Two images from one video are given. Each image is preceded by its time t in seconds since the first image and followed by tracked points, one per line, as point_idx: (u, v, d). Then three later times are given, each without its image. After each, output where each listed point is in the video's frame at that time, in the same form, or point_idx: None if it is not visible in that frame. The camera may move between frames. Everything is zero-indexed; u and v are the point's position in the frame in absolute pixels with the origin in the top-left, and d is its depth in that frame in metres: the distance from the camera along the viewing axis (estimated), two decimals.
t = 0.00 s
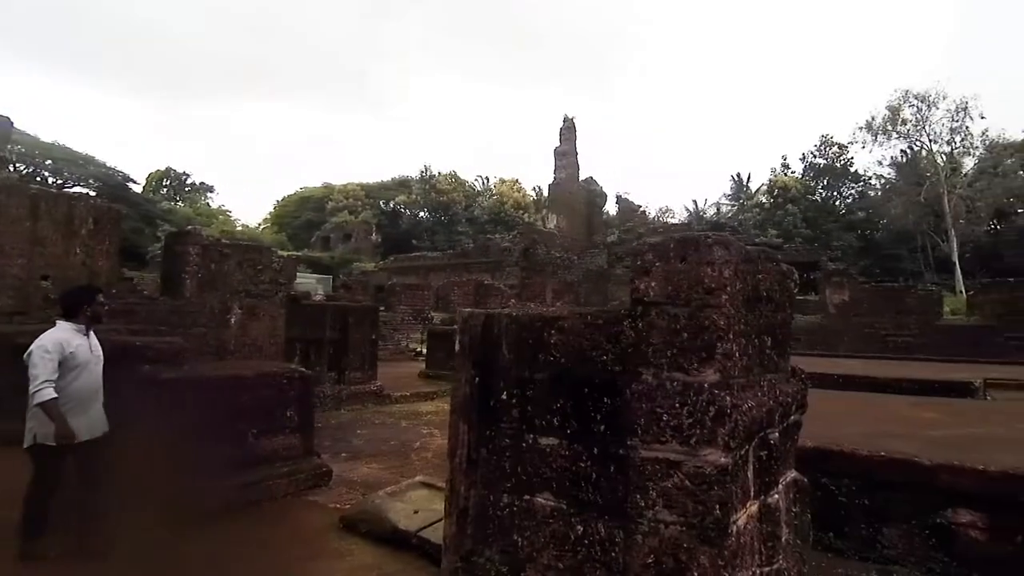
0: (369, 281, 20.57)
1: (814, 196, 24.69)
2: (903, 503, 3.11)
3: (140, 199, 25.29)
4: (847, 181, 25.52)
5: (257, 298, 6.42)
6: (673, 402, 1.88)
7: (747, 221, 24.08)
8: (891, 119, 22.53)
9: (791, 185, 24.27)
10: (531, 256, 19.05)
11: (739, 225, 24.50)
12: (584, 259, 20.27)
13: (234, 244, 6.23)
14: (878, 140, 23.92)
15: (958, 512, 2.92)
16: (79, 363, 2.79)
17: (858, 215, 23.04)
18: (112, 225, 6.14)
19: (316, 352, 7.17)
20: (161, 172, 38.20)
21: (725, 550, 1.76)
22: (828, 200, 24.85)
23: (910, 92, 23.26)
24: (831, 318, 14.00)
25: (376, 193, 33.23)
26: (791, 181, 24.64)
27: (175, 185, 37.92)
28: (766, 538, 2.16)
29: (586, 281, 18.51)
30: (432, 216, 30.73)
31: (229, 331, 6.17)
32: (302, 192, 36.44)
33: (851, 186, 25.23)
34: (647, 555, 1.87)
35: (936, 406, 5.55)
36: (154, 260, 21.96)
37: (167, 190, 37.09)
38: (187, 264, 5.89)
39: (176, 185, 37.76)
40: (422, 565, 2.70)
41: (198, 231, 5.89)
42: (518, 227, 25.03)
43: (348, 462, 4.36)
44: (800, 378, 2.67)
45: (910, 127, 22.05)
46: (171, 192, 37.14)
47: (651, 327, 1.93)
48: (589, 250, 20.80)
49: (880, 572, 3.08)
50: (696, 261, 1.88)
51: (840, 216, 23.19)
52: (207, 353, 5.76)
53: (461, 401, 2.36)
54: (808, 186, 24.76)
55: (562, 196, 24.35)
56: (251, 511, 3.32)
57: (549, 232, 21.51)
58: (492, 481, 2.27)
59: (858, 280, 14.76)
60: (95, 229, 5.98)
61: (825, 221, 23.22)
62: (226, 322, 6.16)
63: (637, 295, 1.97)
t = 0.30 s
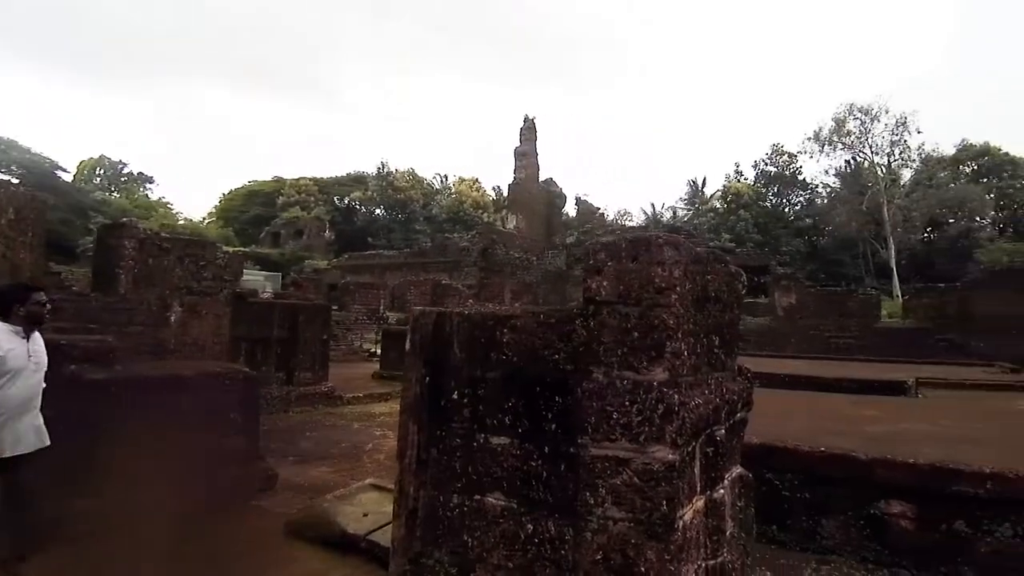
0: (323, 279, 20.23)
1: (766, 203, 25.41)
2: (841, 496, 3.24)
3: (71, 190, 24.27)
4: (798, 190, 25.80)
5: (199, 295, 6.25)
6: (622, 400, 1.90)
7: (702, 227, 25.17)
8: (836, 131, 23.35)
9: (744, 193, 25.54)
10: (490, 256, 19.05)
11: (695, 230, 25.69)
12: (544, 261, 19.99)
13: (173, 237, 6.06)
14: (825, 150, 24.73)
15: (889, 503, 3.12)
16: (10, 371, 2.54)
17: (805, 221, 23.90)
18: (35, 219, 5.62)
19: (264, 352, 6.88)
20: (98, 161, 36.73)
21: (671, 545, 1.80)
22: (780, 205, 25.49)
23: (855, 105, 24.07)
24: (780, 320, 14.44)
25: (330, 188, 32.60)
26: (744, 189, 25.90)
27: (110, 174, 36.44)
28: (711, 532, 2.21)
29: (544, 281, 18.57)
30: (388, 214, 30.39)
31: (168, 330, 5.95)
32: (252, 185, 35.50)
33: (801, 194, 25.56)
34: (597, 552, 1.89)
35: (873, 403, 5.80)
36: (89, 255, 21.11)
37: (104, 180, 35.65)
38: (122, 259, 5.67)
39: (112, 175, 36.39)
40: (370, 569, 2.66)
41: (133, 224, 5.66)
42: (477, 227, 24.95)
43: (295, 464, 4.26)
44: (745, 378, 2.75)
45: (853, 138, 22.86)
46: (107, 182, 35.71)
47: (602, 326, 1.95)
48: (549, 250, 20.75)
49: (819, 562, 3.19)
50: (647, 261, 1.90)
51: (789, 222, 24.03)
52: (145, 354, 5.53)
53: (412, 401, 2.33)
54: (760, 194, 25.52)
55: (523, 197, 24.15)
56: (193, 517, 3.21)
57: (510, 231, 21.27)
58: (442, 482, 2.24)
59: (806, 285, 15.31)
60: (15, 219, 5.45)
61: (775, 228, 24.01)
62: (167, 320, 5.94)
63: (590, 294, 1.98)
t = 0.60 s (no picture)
0: (263, 276, 19.64)
1: (710, 207, 26.03)
2: (778, 490, 3.34)
3: None
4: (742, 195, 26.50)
5: (123, 291, 6.03)
6: (570, 400, 1.90)
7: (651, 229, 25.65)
8: (777, 139, 24.14)
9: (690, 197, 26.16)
10: (439, 254, 18.87)
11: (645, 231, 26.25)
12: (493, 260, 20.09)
13: (93, 229, 5.79)
14: (767, 158, 25.52)
15: (822, 496, 3.23)
16: None
17: (748, 226, 24.63)
18: None
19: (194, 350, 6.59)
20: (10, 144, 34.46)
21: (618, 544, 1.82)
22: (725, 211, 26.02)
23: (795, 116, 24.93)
24: (723, 321, 14.82)
25: (271, 181, 31.60)
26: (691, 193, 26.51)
27: (21, 159, 34.24)
28: (655, 529, 2.23)
29: (491, 280, 18.48)
30: (333, 210, 29.76)
31: (88, 328, 5.78)
32: (187, 175, 34.08)
33: (745, 200, 26.26)
34: (542, 552, 1.88)
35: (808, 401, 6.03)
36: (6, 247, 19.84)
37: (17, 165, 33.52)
38: (34, 251, 5.37)
39: (21, 159, 34.16)
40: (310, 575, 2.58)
41: (48, 215, 5.37)
42: (427, 225, 24.71)
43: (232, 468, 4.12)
44: (690, 377, 2.79)
45: (793, 147, 23.69)
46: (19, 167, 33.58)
47: (551, 327, 1.94)
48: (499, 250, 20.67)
49: (756, 553, 3.27)
50: (596, 262, 1.91)
51: (732, 227, 24.66)
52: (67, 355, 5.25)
53: (356, 402, 2.27)
54: (705, 198, 26.12)
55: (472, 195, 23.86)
56: (128, 522, 3.11)
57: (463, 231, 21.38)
58: (385, 485, 2.20)
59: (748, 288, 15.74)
60: None
61: (719, 231, 24.63)
62: (88, 317, 5.75)
63: (539, 294, 1.97)
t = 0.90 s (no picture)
0: (203, 270, 18.98)
1: (659, 206, 26.46)
2: (724, 484, 3.42)
3: None
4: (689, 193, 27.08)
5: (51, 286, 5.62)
6: (522, 399, 1.89)
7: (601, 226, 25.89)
8: (724, 140, 24.71)
9: (640, 196, 26.56)
10: (387, 249, 18.58)
11: (594, 230, 26.43)
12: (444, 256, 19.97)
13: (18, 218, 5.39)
14: (714, 159, 26.11)
15: (764, 490, 3.33)
16: None
17: (695, 225, 25.19)
18: None
19: (127, 345, 6.41)
20: None
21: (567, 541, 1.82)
22: (672, 209, 26.49)
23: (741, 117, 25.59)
24: (670, 318, 15.13)
25: (212, 172, 30.57)
26: (641, 192, 26.90)
27: None
28: (605, 525, 2.24)
29: (441, 276, 18.32)
30: (278, 203, 28.99)
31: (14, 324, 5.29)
32: (120, 164, 32.61)
33: (692, 199, 26.81)
34: (493, 551, 1.88)
35: (751, 397, 6.21)
36: None
37: None
38: None
39: None
40: None
41: None
42: (376, 220, 24.34)
43: (171, 470, 3.97)
44: (639, 374, 2.82)
45: (739, 148, 24.30)
46: None
47: (503, 325, 1.93)
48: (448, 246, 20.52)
49: (702, 547, 3.34)
50: (548, 260, 1.90)
51: (680, 225, 25.14)
52: None
53: (301, 401, 2.21)
54: (654, 197, 26.53)
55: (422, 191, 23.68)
56: (63, 523, 2.97)
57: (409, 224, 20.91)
58: (332, 485, 2.14)
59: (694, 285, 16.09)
60: None
61: (668, 230, 25.05)
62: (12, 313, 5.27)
63: (490, 292, 1.95)
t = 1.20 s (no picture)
0: (155, 266, 18.43)
1: (621, 204, 26.71)
2: (684, 479, 3.47)
3: None
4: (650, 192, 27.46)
5: None
6: (486, 397, 1.88)
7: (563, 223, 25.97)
8: (684, 140, 25.08)
9: (602, 193, 26.76)
10: (348, 246, 18.22)
11: (557, 226, 26.46)
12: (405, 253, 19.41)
13: None
14: (675, 158, 26.48)
15: (724, 484, 3.39)
16: None
17: (656, 223, 25.54)
18: None
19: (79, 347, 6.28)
20: None
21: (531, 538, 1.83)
22: (634, 207, 26.78)
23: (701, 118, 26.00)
24: (630, 315, 15.35)
25: (166, 165, 29.73)
26: (603, 190, 27.09)
27: None
28: (569, 522, 2.25)
29: (402, 272, 18.13)
30: (234, 197, 28.33)
31: None
32: (66, 156, 31.42)
33: (653, 197, 27.16)
34: (458, 549, 1.87)
35: (710, 393, 6.33)
36: None
37: None
38: None
39: None
40: None
41: None
42: (336, 215, 24.00)
43: (124, 472, 3.85)
44: (602, 371, 2.85)
45: (699, 148, 24.70)
46: None
47: (467, 322, 1.92)
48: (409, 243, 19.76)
49: (663, 541, 3.37)
50: (513, 258, 1.90)
51: (641, 223, 25.44)
52: None
53: (261, 400, 2.16)
54: (616, 195, 26.77)
55: (384, 186, 23.39)
56: (13, 526, 2.88)
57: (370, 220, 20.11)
58: (293, 485, 2.10)
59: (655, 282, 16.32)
60: None
61: (629, 227, 25.32)
62: None
63: (455, 290, 1.94)
